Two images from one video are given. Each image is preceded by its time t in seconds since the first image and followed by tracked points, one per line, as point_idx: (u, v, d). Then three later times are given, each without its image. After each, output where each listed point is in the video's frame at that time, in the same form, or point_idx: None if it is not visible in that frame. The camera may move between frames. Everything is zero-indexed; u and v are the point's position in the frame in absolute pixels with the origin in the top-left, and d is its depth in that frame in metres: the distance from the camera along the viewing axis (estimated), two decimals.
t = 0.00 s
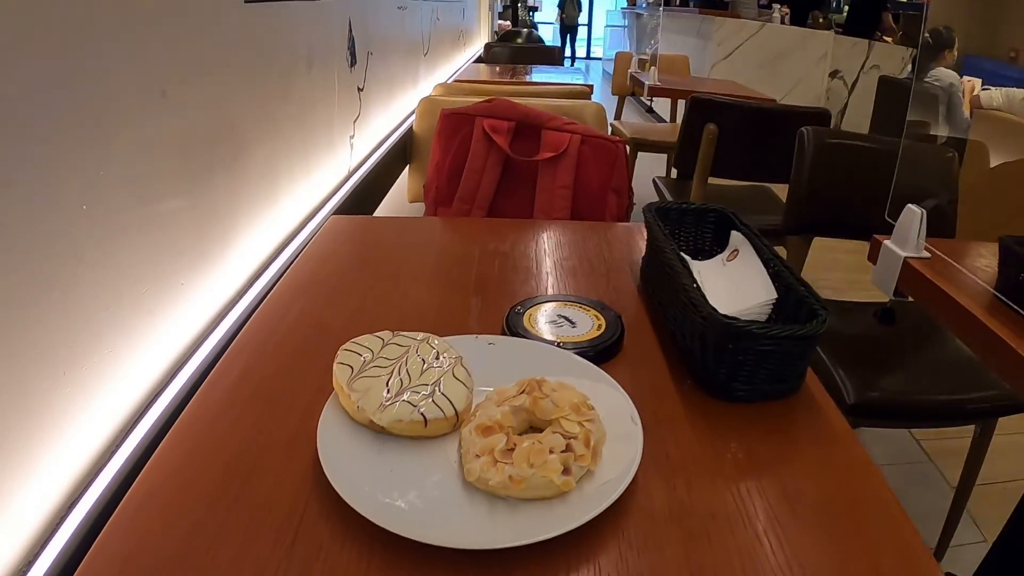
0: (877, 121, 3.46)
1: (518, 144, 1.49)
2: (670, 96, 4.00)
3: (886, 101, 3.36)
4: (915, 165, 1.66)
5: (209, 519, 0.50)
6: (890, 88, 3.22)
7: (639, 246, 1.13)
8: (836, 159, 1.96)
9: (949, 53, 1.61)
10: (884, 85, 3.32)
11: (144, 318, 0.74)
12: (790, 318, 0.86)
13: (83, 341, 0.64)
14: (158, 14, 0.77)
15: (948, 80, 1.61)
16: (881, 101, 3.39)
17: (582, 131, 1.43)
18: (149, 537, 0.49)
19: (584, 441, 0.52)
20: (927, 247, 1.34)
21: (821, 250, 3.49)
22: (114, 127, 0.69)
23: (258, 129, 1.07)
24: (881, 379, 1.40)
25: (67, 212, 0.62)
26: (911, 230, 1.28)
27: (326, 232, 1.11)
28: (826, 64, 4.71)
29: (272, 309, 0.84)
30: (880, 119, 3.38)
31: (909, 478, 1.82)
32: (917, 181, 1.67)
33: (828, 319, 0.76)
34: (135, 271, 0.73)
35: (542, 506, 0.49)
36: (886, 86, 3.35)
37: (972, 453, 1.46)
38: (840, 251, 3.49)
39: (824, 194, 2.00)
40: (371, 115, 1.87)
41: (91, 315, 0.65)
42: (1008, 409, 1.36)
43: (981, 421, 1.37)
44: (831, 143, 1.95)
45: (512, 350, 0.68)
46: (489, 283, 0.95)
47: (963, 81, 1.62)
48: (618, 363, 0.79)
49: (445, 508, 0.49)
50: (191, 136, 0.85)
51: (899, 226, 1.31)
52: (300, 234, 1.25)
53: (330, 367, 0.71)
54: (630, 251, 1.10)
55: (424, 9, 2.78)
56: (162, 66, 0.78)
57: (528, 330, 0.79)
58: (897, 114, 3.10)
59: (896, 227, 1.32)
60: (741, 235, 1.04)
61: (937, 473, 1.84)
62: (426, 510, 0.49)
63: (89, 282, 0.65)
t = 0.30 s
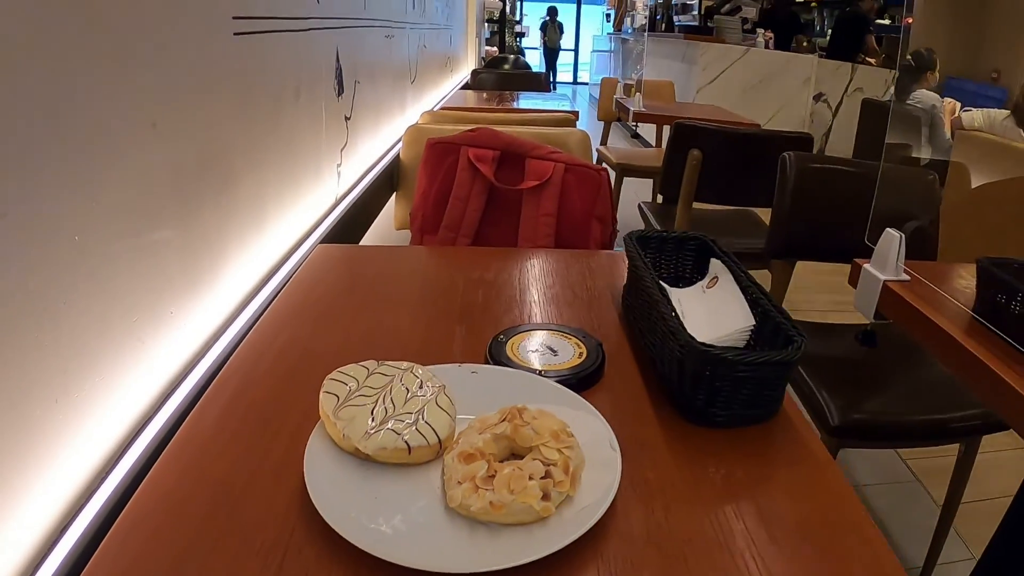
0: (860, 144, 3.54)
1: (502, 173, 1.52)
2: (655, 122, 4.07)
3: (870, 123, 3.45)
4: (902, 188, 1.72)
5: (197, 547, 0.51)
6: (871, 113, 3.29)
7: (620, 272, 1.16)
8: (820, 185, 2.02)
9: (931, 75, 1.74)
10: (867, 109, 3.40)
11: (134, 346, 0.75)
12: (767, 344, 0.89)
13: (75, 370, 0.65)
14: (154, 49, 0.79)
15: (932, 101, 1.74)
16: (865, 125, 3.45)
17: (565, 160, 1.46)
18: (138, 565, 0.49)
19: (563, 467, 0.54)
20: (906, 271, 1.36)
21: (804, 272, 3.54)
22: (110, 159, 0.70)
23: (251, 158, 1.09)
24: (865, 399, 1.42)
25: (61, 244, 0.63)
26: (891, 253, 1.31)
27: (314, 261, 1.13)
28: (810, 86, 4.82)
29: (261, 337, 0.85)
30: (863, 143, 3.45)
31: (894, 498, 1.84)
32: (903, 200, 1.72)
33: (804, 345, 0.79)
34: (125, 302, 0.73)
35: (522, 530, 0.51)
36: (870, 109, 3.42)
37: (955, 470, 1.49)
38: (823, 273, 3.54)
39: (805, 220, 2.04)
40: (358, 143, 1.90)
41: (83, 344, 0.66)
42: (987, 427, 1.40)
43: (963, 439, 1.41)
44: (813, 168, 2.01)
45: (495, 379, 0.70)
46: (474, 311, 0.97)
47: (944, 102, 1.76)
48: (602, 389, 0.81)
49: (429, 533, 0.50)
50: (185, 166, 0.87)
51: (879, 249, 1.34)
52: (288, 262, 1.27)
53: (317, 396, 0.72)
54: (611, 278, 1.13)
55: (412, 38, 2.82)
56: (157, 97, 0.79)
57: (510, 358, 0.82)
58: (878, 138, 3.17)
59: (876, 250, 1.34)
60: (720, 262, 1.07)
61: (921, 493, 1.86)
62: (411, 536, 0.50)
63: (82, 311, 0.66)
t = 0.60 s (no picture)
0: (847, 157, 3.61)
1: (491, 190, 1.56)
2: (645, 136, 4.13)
3: (862, 133, 3.60)
4: (882, 198, 1.91)
5: (196, 552, 0.54)
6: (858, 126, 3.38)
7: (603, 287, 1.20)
8: (805, 199, 2.06)
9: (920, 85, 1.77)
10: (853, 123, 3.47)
11: (134, 361, 0.78)
12: (741, 356, 0.93)
13: (78, 384, 0.68)
14: (158, 75, 0.82)
15: (919, 113, 1.78)
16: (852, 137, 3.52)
17: (552, 177, 1.51)
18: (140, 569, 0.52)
19: (540, 474, 0.58)
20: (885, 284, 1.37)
21: (791, 284, 3.60)
22: (116, 181, 0.73)
23: (247, 176, 1.13)
24: (849, 409, 1.46)
25: (68, 263, 0.66)
26: (869, 267, 1.32)
27: (306, 277, 1.16)
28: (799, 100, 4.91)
29: (255, 351, 0.88)
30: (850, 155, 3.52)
31: (878, 506, 1.88)
32: (887, 211, 1.91)
33: (775, 358, 0.83)
34: (125, 318, 0.76)
35: (501, 533, 0.54)
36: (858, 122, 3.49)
37: (939, 479, 1.52)
38: (808, 284, 3.60)
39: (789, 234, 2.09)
40: (351, 159, 1.94)
41: (86, 360, 0.69)
42: (968, 436, 1.44)
43: (947, 447, 1.44)
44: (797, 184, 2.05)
45: (479, 392, 0.74)
46: (462, 326, 1.00)
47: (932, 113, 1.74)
48: (582, 401, 0.84)
49: (415, 536, 0.54)
50: (185, 187, 0.90)
51: (857, 263, 1.35)
52: (281, 277, 1.30)
53: (309, 409, 0.75)
54: (595, 293, 1.17)
55: (404, 53, 2.86)
56: (160, 121, 0.82)
57: (494, 371, 0.86)
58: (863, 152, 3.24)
59: (854, 264, 1.35)
60: (698, 277, 1.12)
61: (901, 501, 1.90)
62: (397, 539, 0.53)
63: (85, 328, 0.69)
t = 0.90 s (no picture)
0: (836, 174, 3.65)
1: (483, 208, 1.58)
2: (636, 154, 4.17)
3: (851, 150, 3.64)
4: (871, 213, 1.93)
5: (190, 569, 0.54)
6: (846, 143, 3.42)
7: (596, 303, 1.21)
8: (795, 215, 2.08)
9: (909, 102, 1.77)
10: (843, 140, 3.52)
11: (127, 376, 0.78)
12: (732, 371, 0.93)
13: (69, 399, 0.67)
14: (156, 90, 0.82)
15: (908, 130, 1.81)
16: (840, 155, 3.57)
17: (544, 195, 1.52)
18: None
19: (535, 489, 0.58)
20: (875, 298, 1.39)
21: (782, 301, 3.62)
22: (112, 195, 0.73)
23: (240, 193, 1.13)
24: (841, 424, 1.47)
25: (63, 278, 0.66)
26: (859, 282, 1.34)
27: (299, 294, 1.16)
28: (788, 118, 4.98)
29: (248, 368, 0.88)
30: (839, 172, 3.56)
31: (872, 521, 1.88)
32: (876, 226, 1.93)
33: (767, 371, 0.83)
34: (118, 334, 0.76)
35: (496, 548, 0.54)
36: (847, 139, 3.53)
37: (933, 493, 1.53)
38: (799, 301, 3.62)
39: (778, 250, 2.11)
40: (343, 177, 1.95)
41: (78, 375, 0.68)
42: (960, 449, 1.45)
43: (940, 460, 1.45)
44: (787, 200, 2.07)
45: (471, 408, 0.74)
46: (455, 343, 1.01)
47: (921, 131, 1.78)
48: (576, 416, 0.85)
49: (410, 551, 0.54)
50: (180, 203, 0.90)
51: (848, 277, 1.36)
52: (274, 294, 1.30)
53: (302, 425, 0.75)
54: (587, 309, 1.18)
55: (395, 72, 2.89)
56: (157, 137, 0.83)
57: (487, 388, 0.87)
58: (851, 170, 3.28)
59: (844, 279, 1.36)
60: (690, 293, 1.12)
61: (896, 515, 1.90)
62: (393, 554, 0.53)
63: (78, 343, 0.68)
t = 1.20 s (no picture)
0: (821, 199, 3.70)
1: (470, 233, 1.59)
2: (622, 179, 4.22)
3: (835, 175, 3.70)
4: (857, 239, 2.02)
5: None
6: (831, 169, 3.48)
7: (583, 328, 1.22)
8: (779, 240, 2.11)
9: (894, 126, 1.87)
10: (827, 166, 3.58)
11: (115, 398, 0.77)
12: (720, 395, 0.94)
13: (56, 422, 0.67)
14: (146, 114, 0.83)
15: (892, 152, 1.86)
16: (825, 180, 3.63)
17: (531, 220, 1.53)
18: None
19: (523, 513, 0.58)
20: (861, 320, 1.40)
21: (770, 324, 3.65)
22: (100, 217, 0.73)
23: (229, 216, 1.13)
24: (829, 447, 1.47)
25: (50, 300, 0.65)
26: (845, 304, 1.35)
27: (287, 318, 1.16)
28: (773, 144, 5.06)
29: (236, 392, 0.88)
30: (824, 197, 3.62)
31: (862, 543, 1.88)
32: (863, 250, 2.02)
33: (753, 394, 0.84)
34: (105, 356, 0.75)
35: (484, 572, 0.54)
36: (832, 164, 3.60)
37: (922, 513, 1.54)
38: (785, 325, 3.65)
39: (763, 273, 2.14)
40: (331, 202, 1.96)
41: (64, 398, 0.68)
42: (948, 469, 1.46)
43: (928, 481, 1.46)
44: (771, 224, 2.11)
45: (457, 432, 0.74)
46: (443, 368, 1.01)
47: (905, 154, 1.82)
48: (563, 440, 0.85)
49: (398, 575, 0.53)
50: (169, 226, 0.90)
51: (834, 299, 1.38)
52: (262, 317, 1.30)
53: (290, 449, 0.74)
54: (574, 334, 1.18)
55: (384, 98, 2.92)
56: (147, 160, 0.83)
57: (475, 413, 0.86)
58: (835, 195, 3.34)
59: (831, 302, 1.38)
60: (677, 317, 1.14)
61: (885, 537, 1.90)
62: None
63: (65, 365, 0.68)
